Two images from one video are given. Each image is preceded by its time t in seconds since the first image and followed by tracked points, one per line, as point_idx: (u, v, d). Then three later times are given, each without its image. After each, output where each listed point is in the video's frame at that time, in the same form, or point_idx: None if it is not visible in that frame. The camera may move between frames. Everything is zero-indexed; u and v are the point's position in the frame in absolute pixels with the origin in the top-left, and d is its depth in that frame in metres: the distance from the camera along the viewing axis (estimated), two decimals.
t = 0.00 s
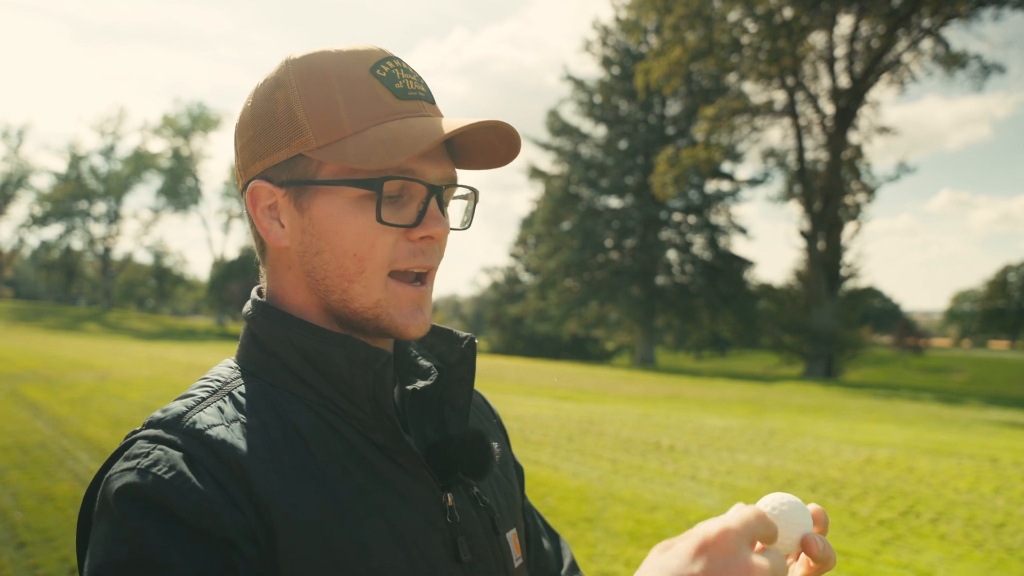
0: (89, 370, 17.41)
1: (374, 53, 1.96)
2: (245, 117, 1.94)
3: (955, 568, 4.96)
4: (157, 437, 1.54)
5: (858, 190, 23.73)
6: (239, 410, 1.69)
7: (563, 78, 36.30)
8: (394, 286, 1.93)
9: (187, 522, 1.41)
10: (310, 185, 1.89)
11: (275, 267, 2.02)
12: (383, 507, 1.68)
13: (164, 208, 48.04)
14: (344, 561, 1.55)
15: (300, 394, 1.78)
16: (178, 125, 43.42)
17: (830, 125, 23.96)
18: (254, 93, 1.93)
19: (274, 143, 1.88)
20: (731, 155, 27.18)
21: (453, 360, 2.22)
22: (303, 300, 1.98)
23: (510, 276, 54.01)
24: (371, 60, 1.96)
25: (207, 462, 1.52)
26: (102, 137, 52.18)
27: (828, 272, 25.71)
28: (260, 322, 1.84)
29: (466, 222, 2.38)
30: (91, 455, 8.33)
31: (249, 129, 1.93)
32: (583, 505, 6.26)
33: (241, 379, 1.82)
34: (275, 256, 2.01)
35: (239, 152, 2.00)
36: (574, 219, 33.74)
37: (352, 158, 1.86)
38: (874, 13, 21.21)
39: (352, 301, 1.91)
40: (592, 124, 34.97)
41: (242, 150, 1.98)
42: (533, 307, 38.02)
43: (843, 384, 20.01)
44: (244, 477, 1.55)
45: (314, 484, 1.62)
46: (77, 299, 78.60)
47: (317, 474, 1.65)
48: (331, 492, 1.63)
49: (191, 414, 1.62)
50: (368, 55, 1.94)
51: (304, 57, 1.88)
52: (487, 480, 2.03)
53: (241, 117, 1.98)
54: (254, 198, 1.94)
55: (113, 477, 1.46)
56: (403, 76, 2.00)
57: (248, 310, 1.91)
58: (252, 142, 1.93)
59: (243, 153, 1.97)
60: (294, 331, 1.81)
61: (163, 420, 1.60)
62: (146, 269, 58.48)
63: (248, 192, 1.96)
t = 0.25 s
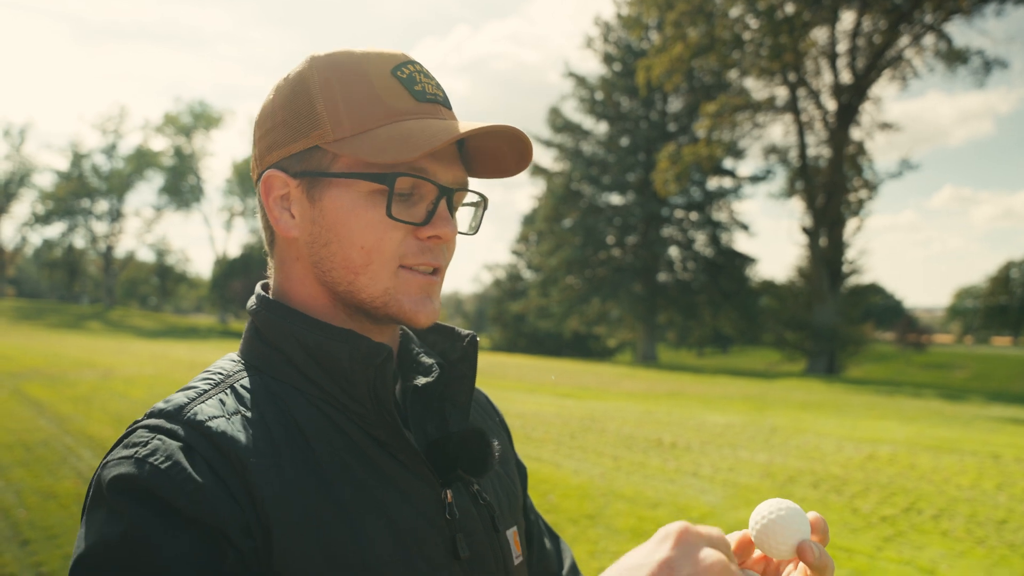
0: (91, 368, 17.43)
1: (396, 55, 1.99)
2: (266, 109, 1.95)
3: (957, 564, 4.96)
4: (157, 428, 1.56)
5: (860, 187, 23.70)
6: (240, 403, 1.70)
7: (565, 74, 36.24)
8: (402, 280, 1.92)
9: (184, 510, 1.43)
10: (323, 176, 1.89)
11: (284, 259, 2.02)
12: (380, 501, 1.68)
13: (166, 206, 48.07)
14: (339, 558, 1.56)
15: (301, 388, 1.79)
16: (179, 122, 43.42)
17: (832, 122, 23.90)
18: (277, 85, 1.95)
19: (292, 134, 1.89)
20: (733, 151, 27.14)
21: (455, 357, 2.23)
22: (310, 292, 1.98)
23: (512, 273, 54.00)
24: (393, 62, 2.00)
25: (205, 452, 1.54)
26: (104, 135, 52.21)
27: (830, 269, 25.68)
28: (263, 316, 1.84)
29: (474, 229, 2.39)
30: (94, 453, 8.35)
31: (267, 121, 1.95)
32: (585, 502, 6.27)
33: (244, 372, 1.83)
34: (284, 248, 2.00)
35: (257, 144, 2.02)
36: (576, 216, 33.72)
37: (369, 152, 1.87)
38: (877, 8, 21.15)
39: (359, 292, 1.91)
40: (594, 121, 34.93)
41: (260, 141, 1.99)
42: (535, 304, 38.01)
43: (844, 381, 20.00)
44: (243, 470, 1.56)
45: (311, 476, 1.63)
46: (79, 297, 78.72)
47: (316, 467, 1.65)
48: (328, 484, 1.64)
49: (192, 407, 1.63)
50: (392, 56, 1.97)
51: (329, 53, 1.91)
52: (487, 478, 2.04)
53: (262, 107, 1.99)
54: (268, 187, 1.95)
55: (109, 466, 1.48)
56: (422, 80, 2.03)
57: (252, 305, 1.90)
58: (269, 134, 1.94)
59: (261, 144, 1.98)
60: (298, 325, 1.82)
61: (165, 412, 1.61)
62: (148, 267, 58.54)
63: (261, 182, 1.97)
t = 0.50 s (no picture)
0: (94, 367, 17.45)
1: (403, 53, 1.97)
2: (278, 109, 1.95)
3: (958, 563, 4.96)
4: (162, 420, 1.57)
5: (862, 185, 23.68)
6: (245, 398, 1.71)
7: (566, 73, 36.20)
8: (405, 282, 1.92)
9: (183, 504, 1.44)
10: (329, 176, 1.89)
11: (294, 259, 2.03)
12: (379, 500, 1.68)
13: (168, 205, 48.10)
14: (338, 557, 1.56)
15: (306, 385, 1.78)
16: (181, 122, 43.43)
17: (833, 120, 23.87)
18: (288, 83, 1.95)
19: (299, 134, 1.90)
20: (734, 150, 27.12)
21: (460, 358, 2.22)
22: (317, 293, 1.99)
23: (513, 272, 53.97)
24: (401, 61, 1.98)
25: (206, 445, 1.55)
26: (106, 134, 52.25)
27: (832, 268, 25.66)
28: (269, 314, 1.85)
29: (485, 227, 2.38)
30: (96, 452, 8.37)
31: (278, 121, 1.96)
32: (586, 501, 6.28)
33: (249, 368, 1.83)
34: (293, 246, 2.02)
35: (269, 143, 2.03)
36: (577, 215, 33.72)
37: (371, 151, 1.86)
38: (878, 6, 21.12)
39: (361, 293, 1.92)
40: (595, 120, 34.90)
41: (272, 142, 2.00)
42: (536, 303, 38.01)
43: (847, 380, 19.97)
44: (244, 466, 1.56)
45: (312, 474, 1.63)
46: (81, 296, 78.78)
47: (318, 465, 1.66)
48: (328, 483, 1.64)
49: (196, 401, 1.64)
50: (398, 55, 1.95)
51: (338, 54, 1.90)
52: (490, 479, 2.04)
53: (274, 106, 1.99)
54: (278, 186, 1.96)
55: (112, 456, 1.49)
56: (429, 78, 2.00)
57: (260, 303, 1.91)
58: (279, 134, 1.95)
59: (273, 144, 1.99)
60: (302, 324, 1.82)
61: (169, 404, 1.62)
62: (150, 267, 58.59)
63: (272, 182, 1.98)
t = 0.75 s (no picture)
0: (97, 367, 17.49)
1: (424, 59, 1.97)
2: (298, 108, 1.93)
3: (962, 562, 4.95)
4: (171, 414, 1.57)
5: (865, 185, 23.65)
6: (255, 394, 1.71)
7: (569, 73, 36.17)
8: (417, 285, 1.92)
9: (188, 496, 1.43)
10: (345, 178, 1.88)
11: (305, 256, 2.02)
12: (383, 497, 1.68)
13: (171, 204, 48.17)
14: (343, 555, 1.56)
15: (313, 383, 1.79)
16: (184, 121, 43.51)
17: (836, 119, 23.84)
18: (308, 81, 1.94)
19: (318, 135, 1.89)
20: (737, 149, 27.11)
21: (468, 359, 2.21)
22: (328, 293, 1.98)
23: (516, 272, 53.96)
24: (421, 66, 1.98)
25: (213, 441, 1.55)
26: (109, 134, 52.36)
27: (835, 267, 25.65)
28: (280, 311, 1.84)
29: (494, 235, 2.38)
30: (99, 451, 8.39)
31: (294, 117, 1.94)
32: (589, 501, 6.28)
33: (258, 364, 1.83)
34: (305, 244, 2.00)
35: (283, 139, 2.01)
36: (579, 215, 33.71)
37: (391, 155, 1.85)
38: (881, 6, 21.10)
39: (374, 295, 1.91)
40: (598, 119, 34.89)
41: (287, 139, 1.98)
42: (539, 303, 38.04)
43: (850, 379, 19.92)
44: (250, 462, 1.56)
45: (316, 471, 1.63)
46: (84, 296, 78.90)
47: (323, 463, 1.66)
48: (333, 481, 1.64)
49: (203, 396, 1.64)
50: (420, 61, 1.95)
51: (361, 57, 1.89)
52: (495, 478, 2.04)
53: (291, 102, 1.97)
54: (292, 185, 1.95)
55: (120, 448, 1.49)
56: (448, 85, 2.01)
57: (271, 300, 1.90)
58: (295, 132, 1.94)
59: (291, 140, 1.97)
60: (311, 321, 1.82)
61: (177, 399, 1.62)
62: (153, 266, 58.69)
63: (287, 179, 1.97)
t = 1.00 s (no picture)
0: (99, 366, 17.53)
1: (425, 59, 1.95)
2: (296, 111, 1.92)
3: (964, 562, 4.95)
4: (180, 412, 1.56)
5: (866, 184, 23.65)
6: (262, 393, 1.71)
7: (570, 72, 36.16)
8: (421, 286, 1.92)
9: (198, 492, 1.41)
10: (348, 182, 1.88)
11: (307, 257, 2.02)
12: (389, 497, 1.69)
13: (172, 204, 48.23)
14: (351, 554, 1.57)
15: (319, 383, 1.79)
16: (185, 121, 43.55)
17: (838, 118, 23.81)
18: (306, 82, 1.92)
19: (319, 137, 1.88)
20: (739, 148, 27.11)
21: (471, 359, 2.22)
22: (331, 294, 1.99)
23: (517, 271, 53.99)
24: (421, 66, 1.96)
25: (222, 439, 1.54)
26: (111, 134, 52.40)
27: (836, 266, 25.67)
28: (285, 312, 1.85)
29: (493, 233, 2.38)
30: (101, 451, 8.40)
31: (294, 119, 1.93)
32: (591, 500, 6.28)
33: (263, 364, 1.83)
34: (308, 246, 2.00)
35: (283, 139, 2.01)
36: (581, 214, 33.70)
37: (392, 161, 1.85)
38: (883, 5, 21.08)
39: (379, 297, 1.92)
40: (599, 118, 34.88)
41: (286, 140, 1.97)
42: (540, 302, 38.07)
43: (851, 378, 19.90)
44: (261, 461, 1.56)
45: (324, 471, 1.64)
46: (85, 295, 79.01)
47: (331, 462, 1.66)
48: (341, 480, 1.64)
49: (211, 396, 1.63)
50: (420, 63, 1.93)
51: (360, 59, 1.88)
52: (498, 479, 2.05)
53: (289, 104, 1.96)
54: (294, 187, 1.94)
55: (129, 444, 1.48)
56: (450, 86, 1.99)
57: (275, 301, 1.91)
58: (296, 135, 1.93)
59: (290, 142, 1.96)
60: (317, 321, 1.82)
61: (185, 399, 1.62)
62: (154, 266, 58.76)
63: (288, 181, 1.96)
